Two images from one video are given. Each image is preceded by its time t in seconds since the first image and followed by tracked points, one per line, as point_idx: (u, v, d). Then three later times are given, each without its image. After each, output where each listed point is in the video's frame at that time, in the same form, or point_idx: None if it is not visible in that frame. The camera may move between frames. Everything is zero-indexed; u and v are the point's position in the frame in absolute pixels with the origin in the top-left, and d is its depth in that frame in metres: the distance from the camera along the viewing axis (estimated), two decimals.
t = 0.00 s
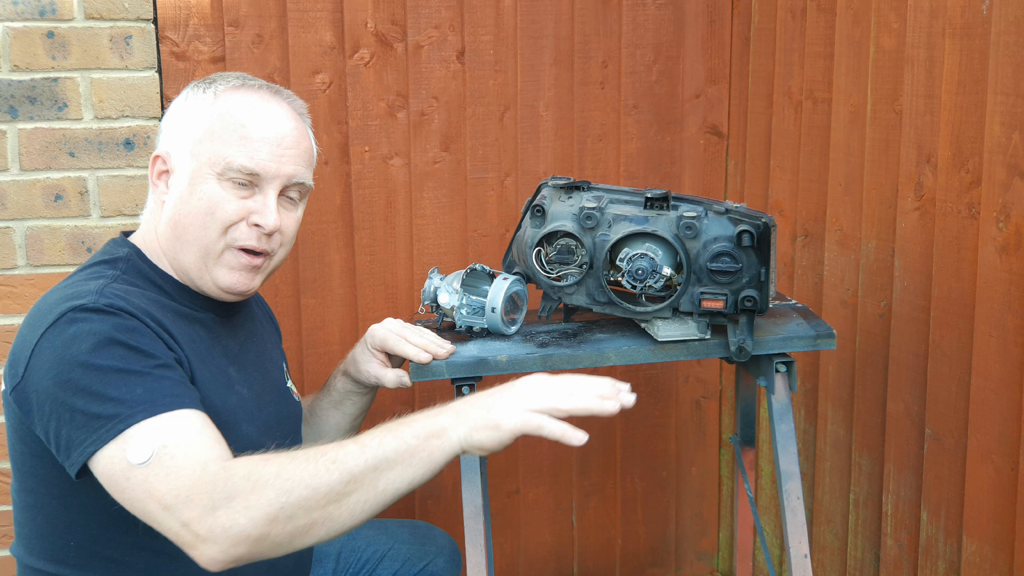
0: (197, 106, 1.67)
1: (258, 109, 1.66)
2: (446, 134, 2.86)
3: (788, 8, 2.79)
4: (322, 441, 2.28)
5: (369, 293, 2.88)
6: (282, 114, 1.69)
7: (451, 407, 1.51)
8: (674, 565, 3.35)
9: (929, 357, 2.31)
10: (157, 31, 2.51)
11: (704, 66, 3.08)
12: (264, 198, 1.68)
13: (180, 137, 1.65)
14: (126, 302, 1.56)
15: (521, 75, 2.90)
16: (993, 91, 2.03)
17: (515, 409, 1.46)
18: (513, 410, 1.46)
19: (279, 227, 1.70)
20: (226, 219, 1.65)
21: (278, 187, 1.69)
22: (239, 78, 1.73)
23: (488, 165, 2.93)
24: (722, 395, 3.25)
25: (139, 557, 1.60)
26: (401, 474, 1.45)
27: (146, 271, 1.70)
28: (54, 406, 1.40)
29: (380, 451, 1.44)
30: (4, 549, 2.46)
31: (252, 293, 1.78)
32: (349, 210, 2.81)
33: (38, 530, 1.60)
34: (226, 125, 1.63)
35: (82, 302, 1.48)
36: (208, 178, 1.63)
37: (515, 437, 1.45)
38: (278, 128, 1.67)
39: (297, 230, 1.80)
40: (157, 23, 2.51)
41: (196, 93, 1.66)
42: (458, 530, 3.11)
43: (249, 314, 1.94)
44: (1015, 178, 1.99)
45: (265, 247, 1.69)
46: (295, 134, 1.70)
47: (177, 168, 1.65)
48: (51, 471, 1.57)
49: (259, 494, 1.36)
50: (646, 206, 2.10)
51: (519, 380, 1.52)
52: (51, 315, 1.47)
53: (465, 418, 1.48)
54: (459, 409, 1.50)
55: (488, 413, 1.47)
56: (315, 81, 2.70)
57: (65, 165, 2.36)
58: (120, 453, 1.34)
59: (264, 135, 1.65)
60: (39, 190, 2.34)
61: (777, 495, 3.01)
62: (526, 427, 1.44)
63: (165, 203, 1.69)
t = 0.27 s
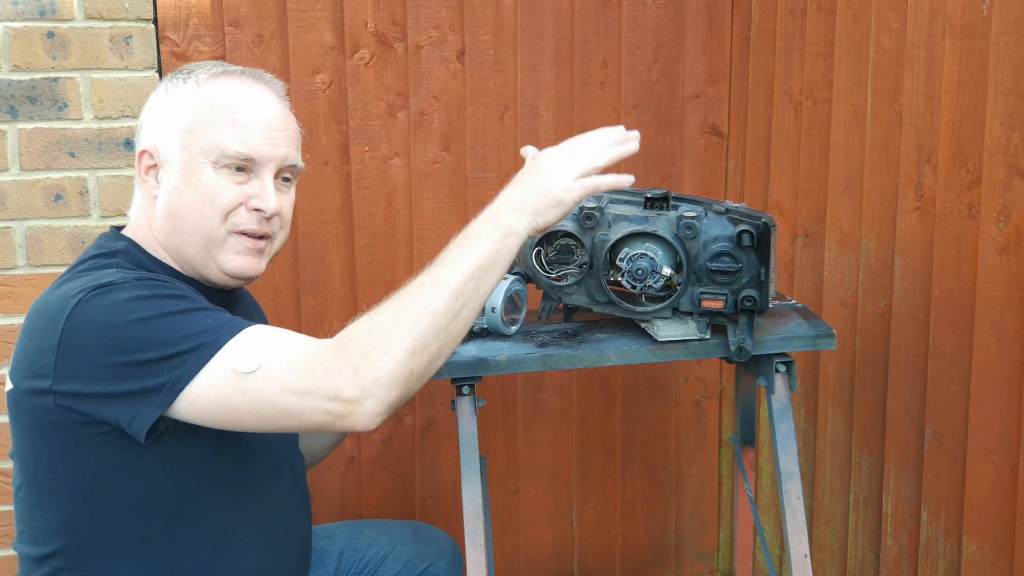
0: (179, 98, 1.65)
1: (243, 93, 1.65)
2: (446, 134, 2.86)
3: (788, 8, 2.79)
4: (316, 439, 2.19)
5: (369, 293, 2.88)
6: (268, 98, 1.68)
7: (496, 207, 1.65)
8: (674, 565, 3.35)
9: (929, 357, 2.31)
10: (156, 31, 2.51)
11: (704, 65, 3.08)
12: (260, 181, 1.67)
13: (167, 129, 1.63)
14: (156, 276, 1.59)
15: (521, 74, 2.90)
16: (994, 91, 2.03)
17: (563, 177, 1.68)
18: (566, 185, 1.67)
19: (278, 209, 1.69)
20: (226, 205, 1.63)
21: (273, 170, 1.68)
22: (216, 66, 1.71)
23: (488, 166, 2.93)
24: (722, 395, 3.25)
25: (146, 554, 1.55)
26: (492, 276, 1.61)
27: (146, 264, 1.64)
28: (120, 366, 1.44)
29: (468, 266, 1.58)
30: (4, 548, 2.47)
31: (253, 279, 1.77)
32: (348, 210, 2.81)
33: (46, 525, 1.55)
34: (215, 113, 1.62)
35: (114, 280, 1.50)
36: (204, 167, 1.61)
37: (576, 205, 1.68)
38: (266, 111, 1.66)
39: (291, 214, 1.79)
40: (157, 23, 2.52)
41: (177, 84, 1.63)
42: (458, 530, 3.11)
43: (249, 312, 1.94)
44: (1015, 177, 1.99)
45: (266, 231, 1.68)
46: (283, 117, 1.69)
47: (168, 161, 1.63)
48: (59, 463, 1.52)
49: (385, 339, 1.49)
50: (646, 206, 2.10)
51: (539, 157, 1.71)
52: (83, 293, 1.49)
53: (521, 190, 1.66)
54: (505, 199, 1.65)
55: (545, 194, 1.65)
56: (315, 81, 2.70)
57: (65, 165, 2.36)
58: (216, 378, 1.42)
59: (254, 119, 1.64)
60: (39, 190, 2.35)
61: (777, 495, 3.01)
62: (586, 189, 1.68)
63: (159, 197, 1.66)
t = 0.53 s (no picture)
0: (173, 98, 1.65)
1: (236, 91, 1.65)
2: (446, 134, 2.86)
3: (788, 8, 2.79)
4: (316, 439, 2.19)
5: (369, 294, 2.88)
6: (262, 96, 1.67)
7: (491, 203, 1.73)
8: (674, 565, 3.35)
9: (929, 357, 2.31)
10: (156, 31, 2.51)
11: (704, 65, 3.08)
12: (251, 179, 1.67)
13: (162, 129, 1.64)
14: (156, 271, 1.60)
15: (521, 74, 2.90)
16: (994, 91, 2.03)
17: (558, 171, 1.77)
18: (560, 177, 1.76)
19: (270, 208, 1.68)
20: (217, 204, 1.63)
21: (264, 168, 1.67)
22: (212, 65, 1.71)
23: (488, 165, 2.93)
24: (722, 395, 3.25)
25: (149, 552, 1.55)
26: (491, 268, 1.64)
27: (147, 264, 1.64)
28: (121, 363, 1.44)
29: (467, 258, 1.62)
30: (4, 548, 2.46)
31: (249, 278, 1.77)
32: (348, 210, 2.81)
33: (49, 524, 1.55)
34: (207, 111, 1.62)
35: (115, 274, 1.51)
36: (195, 166, 1.62)
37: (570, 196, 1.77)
38: (259, 110, 1.66)
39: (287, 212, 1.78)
40: (157, 23, 2.52)
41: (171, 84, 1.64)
42: (458, 530, 3.11)
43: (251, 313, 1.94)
44: (1015, 177, 2.00)
45: (258, 229, 1.67)
46: (276, 115, 1.68)
47: (162, 161, 1.63)
48: (61, 462, 1.52)
49: (384, 329, 1.50)
50: (646, 206, 2.10)
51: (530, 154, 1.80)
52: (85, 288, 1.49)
53: (516, 188, 1.74)
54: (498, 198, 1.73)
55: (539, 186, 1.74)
56: (315, 81, 2.70)
57: (65, 165, 2.36)
58: (218, 373, 1.42)
59: (246, 117, 1.64)
60: (39, 190, 2.34)
61: (777, 495, 3.01)
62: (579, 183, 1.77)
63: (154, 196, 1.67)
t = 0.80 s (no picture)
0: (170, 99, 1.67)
1: (229, 93, 1.64)
2: (446, 134, 2.86)
3: (788, 8, 2.79)
4: (320, 439, 2.20)
5: (369, 294, 2.88)
6: (254, 98, 1.67)
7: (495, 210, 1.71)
8: (674, 565, 3.35)
9: (929, 357, 2.31)
10: (156, 31, 2.51)
11: (704, 65, 3.08)
12: (238, 182, 1.65)
13: (158, 130, 1.66)
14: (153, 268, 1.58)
15: (521, 74, 2.90)
16: (993, 91, 2.03)
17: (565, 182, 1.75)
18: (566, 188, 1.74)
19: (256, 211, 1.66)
20: (201, 205, 1.62)
21: (251, 170, 1.66)
22: (213, 68, 1.72)
23: (488, 165, 2.93)
24: (722, 395, 3.25)
25: (148, 549, 1.55)
26: (489, 275, 1.61)
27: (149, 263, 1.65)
28: (115, 360, 1.43)
29: (465, 264, 1.59)
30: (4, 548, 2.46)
31: (241, 282, 1.75)
32: (348, 210, 2.81)
33: (49, 522, 1.55)
34: (196, 112, 1.62)
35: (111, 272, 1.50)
36: (181, 166, 1.62)
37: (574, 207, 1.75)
38: (249, 111, 1.65)
39: (282, 217, 1.76)
40: (157, 23, 2.52)
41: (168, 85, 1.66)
42: (458, 530, 3.10)
43: (252, 313, 1.94)
44: (1015, 177, 2.00)
45: (242, 233, 1.65)
46: (267, 117, 1.67)
47: (155, 161, 1.65)
48: (61, 459, 1.52)
49: (378, 334, 1.47)
50: (646, 206, 2.10)
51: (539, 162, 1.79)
52: (81, 285, 1.48)
53: (521, 197, 1.72)
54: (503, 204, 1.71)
55: (545, 195, 1.73)
56: (315, 81, 2.70)
57: (65, 165, 2.36)
58: (209, 372, 1.40)
59: (233, 118, 1.63)
60: (39, 190, 2.34)
61: (777, 495, 3.01)
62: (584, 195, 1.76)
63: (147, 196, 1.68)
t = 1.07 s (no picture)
0: (176, 98, 1.69)
1: (233, 93, 1.66)
2: (446, 134, 2.86)
3: (788, 8, 2.79)
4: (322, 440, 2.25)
5: (369, 294, 2.88)
6: (258, 98, 1.69)
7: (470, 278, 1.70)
8: (674, 565, 3.35)
9: (929, 357, 2.31)
10: (157, 31, 2.51)
11: (704, 65, 3.08)
12: (241, 182, 1.67)
13: (163, 130, 1.68)
14: (150, 284, 1.57)
15: (521, 74, 2.90)
16: (993, 91, 2.03)
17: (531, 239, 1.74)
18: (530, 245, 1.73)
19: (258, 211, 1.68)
20: (203, 204, 1.64)
21: (254, 170, 1.67)
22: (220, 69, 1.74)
23: (488, 165, 2.93)
24: (722, 395, 3.25)
25: (144, 552, 1.55)
26: (449, 355, 1.60)
27: (156, 265, 1.68)
28: (94, 385, 1.42)
29: (425, 342, 1.57)
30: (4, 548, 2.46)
31: (244, 282, 1.77)
32: (348, 210, 2.81)
33: (49, 522, 1.57)
34: (200, 112, 1.64)
35: (109, 283, 1.50)
36: (185, 166, 1.64)
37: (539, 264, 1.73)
38: (253, 112, 1.67)
39: (286, 217, 1.78)
40: (157, 23, 2.52)
41: (175, 85, 1.68)
42: (458, 530, 3.10)
43: (253, 313, 1.94)
44: (1015, 177, 2.00)
45: (244, 232, 1.67)
46: (271, 117, 1.69)
47: (160, 160, 1.67)
48: (58, 462, 1.53)
49: (329, 413, 1.46)
50: (646, 206, 2.10)
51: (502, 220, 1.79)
52: (76, 297, 1.48)
53: (491, 263, 1.71)
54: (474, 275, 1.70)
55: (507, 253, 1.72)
56: (315, 81, 2.70)
57: (65, 165, 2.36)
58: (175, 414, 1.39)
59: (236, 118, 1.65)
60: (39, 190, 2.34)
61: (777, 495, 3.01)
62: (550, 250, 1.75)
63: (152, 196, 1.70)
